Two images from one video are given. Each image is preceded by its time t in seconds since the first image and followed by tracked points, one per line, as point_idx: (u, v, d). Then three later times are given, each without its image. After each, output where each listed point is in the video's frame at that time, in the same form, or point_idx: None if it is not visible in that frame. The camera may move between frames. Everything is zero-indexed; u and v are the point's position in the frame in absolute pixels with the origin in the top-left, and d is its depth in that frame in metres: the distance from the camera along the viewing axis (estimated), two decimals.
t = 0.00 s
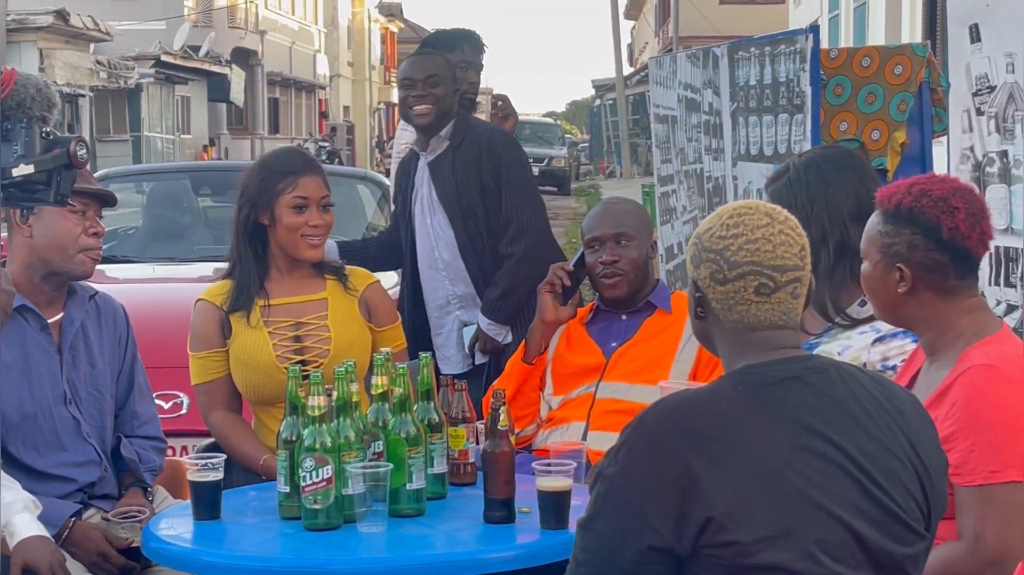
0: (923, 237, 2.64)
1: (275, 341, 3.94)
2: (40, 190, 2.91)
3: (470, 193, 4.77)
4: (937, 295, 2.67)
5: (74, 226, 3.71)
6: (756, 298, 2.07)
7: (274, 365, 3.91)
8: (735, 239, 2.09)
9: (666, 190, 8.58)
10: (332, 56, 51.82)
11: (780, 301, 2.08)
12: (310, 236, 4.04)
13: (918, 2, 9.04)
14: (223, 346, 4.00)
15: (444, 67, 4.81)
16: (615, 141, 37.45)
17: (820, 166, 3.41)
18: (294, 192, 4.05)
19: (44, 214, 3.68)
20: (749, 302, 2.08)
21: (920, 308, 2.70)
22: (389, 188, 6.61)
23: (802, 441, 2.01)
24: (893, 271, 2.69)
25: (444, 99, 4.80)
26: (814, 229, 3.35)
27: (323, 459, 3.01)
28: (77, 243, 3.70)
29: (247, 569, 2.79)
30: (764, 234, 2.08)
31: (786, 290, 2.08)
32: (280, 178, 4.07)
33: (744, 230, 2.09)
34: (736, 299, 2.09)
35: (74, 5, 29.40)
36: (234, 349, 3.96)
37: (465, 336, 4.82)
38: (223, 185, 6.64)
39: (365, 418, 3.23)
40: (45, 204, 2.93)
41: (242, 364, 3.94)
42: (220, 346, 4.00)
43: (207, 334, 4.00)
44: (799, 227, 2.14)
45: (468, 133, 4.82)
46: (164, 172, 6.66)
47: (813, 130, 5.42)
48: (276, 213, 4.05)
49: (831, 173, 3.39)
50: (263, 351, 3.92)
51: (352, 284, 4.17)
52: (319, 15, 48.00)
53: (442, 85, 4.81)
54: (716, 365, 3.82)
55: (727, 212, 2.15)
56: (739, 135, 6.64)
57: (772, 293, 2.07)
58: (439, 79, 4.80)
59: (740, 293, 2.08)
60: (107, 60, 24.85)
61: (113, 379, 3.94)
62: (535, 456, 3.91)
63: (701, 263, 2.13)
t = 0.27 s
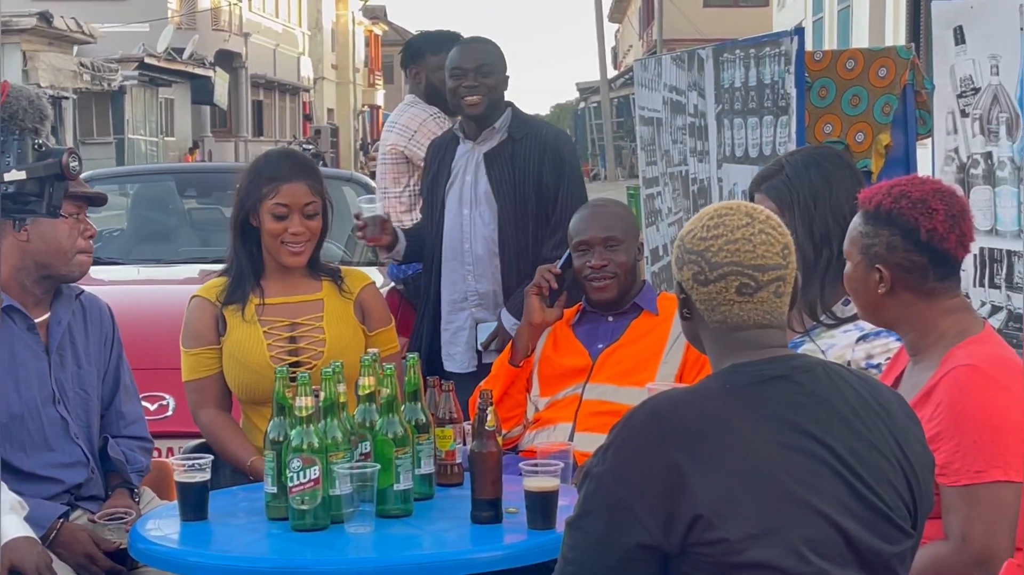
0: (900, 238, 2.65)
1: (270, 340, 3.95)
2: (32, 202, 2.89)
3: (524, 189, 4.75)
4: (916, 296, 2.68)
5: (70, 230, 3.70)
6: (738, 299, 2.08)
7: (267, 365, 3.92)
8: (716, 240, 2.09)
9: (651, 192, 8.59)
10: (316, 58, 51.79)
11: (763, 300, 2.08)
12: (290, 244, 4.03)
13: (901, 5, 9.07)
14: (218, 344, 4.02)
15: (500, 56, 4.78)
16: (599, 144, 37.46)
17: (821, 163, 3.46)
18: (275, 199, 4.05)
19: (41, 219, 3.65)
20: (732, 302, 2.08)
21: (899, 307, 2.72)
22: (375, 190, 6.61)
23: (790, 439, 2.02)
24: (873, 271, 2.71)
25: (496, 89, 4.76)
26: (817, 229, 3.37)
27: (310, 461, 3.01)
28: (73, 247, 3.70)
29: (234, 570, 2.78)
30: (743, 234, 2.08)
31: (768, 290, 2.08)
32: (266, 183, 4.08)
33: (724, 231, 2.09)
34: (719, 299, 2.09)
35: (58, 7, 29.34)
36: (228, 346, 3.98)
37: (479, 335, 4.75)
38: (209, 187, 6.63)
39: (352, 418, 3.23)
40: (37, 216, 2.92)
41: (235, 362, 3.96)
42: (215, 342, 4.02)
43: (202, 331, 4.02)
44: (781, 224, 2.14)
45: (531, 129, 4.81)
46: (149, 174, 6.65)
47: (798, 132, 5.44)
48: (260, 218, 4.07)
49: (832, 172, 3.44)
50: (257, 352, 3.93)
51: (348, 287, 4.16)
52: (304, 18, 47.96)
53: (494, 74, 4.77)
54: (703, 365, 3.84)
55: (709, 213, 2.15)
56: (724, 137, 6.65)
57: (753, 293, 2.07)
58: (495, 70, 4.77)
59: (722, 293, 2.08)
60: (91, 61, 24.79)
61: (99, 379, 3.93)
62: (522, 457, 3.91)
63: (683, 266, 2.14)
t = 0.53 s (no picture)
0: (892, 238, 2.67)
1: (268, 341, 3.95)
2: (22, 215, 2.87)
3: (541, 189, 4.77)
4: (908, 295, 2.70)
5: (61, 234, 3.71)
6: (722, 302, 2.08)
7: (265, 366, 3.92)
8: (699, 243, 2.10)
9: (639, 194, 8.60)
10: (304, 60, 51.75)
11: (746, 303, 2.09)
12: (283, 254, 4.00)
13: (888, 6, 9.08)
14: (219, 339, 4.03)
15: (500, 59, 4.71)
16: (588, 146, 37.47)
17: (820, 165, 3.57)
18: (267, 210, 3.99)
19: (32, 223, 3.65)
20: (715, 305, 2.09)
21: (890, 308, 2.73)
22: (363, 192, 6.60)
23: (778, 440, 2.02)
24: (864, 271, 2.72)
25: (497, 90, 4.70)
26: (811, 228, 3.50)
27: (299, 462, 3.01)
28: (65, 251, 3.71)
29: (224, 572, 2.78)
30: (726, 237, 2.09)
31: (751, 292, 2.08)
32: (261, 193, 4.03)
33: (706, 234, 2.10)
34: (703, 302, 2.10)
35: (45, 8, 29.29)
36: (228, 345, 3.98)
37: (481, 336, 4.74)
38: (197, 189, 6.62)
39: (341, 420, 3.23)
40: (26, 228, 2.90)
41: (235, 359, 3.96)
42: (215, 339, 4.02)
43: (203, 326, 4.01)
44: (765, 226, 2.14)
45: (547, 131, 4.83)
46: (137, 176, 6.64)
47: (786, 135, 5.46)
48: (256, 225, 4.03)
49: (830, 174, 3.57)
50: (257, 356, 3.93)
51: (348, 290, 4.15)
52: (292, 20, 47.92)
53: (493, 77, 4.70)
54: (692, 367, 3.86)
55: (692, 216, 2.15)
56: (712, 139, 6.66)
57: (736, 296, 2.08)
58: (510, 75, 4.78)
59: (705, 297, 2.09)
60: (78, 63, 24.73)
61: (89, 381, 3.93)
62: (511, 458, 3.91)
63: (668, 269, 2.14)
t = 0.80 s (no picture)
0: (952, 230, 2.73)
1: (275, 340, 3.96)
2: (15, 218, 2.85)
3: (535, 188, 4.77)
4: (948, 291, 2.76)
5: (57, 238, 3.71)
6: (714, 306, 2.09)
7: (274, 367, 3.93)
8: (691, 248, 2.10)
9: (632, 197, 8.61)
10: (297, 62, 51.73)
11: (739, 307, 2.09)
12: (279, 252, 3.98)
13: (881, 7, 9.09)
14: (227, 338, 4.01)
15: (476, 75, 4.63)
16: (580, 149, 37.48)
17: (813, 170, 3.54)
18: (263, 209, 3.99)
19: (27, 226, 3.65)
20: (708, 309, 2.09)
21: (923, 304, 2.77)
22: (357, 195, 6.60)
23: (773, 444, 2.03)
24: (911, 263, 2.75)
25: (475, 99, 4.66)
26: (804, 234, 3.48)
27: (294, 466, 3.01)
28: (61, 255, 3.71)
29: None
30: (718, 242, 2.09)
31: (744, 296, 2.09)
32: (259, 193, 4.03)
33: (699, 239, 2.10)
34: (695, 307, 2.10)
35: (38, 11, 29.26)
36: (237, 346, 3.97)
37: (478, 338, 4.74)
38: (190, 192, 6.62)
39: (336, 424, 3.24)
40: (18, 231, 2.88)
41: (245, 360, 3.96)
42: (224, 337, 4.01)
43: (212, 326, 4.00)
44: (757, 229, 2.14)
45: (537, 131, 4.82)
46: (129, 178, 6.63)
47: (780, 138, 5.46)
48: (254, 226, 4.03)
49: (822, 180, 3.54)
50: (263, 351, 3.94)
51: (352, 287, 4.15)
52: (284, 22, 47.90)
53: (468, 97, 4.66)
54: (685, 371, 3.86)
55: (684, 222, 2.15)
56: (706, 142, 6.67)
57: (729, 300, 2.08)
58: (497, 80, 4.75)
59: (698, 301, 2.09)
60: (70, 65, 24.69)
61: (83, 385, 3.93)
62: (506, 461, 3.92)
63: (661, 274, 2.14)
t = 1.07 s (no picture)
0: (1000, 236, 2.79)
1: (270, 336, 3.97)
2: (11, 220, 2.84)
3: (532, 190, 4.77)
4: (984, 295, 2.82)
5: (55, 241, 3.70)
6: (711, 308, 2.09)
7: (268, 362, 3.94)
8: (688, 250, 2.10)
9: (629, 199, 8.62)
10: (293, 65, 51.74)
11: (736, 309, 2.09)
12: (272, 242, 4.01)
13: (877, 8, 9.10)
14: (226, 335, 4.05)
15: (479, 74, 4.64)
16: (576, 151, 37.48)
17: (796, 176, 3.51)
18: (258, 202, 4.04)
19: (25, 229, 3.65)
20: (706, 311, 2.10)
21: (960, 306, 2.82)
22: (354, 197, 6.60)
23: (771, 445, 2.03)
24: (959, 265, 2.79)
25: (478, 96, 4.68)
26: (791, 241, 3.47)
27: (293, 468, 3.01)
28: (59, 258, 3.71)
29: None
30: (715, 244, 2.09)
31: (741, 298, 2.09)
32: (263, 184, 4.07)
33: (696, 241, 2.11)
34: (693, 309, 2.11)
35: (33, 13, 29.25)
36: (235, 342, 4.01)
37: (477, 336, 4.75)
38: (187, 195, 6.62)
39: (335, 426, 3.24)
40: (15, 233, 2.87)
41: (240, 354, 3.98)
42: (224, 333, 4.05)
43: (212, 321, 4.05)
44: (754, 231, 2.15)
45: (533, 132, 4.82)
46: (126, 181, 6.63)
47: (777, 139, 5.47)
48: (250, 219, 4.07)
49: (807, 184, 3.51)
50: (258, 347, 3.96)
51: (349, 287, 4.13)
52: (280, 24, 47.89)
53: (473, 93, 4.66)
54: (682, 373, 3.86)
55: (682, 224, 2.16)
56: (703, 144, 6.67)
57: (726, 302, 2.08)
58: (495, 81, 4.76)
59: (696, 303, 2.10)
60: (66, 67, 24.67)
61: (81, 387, 3.93)
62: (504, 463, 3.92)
63: (659, 277, 2.15)
